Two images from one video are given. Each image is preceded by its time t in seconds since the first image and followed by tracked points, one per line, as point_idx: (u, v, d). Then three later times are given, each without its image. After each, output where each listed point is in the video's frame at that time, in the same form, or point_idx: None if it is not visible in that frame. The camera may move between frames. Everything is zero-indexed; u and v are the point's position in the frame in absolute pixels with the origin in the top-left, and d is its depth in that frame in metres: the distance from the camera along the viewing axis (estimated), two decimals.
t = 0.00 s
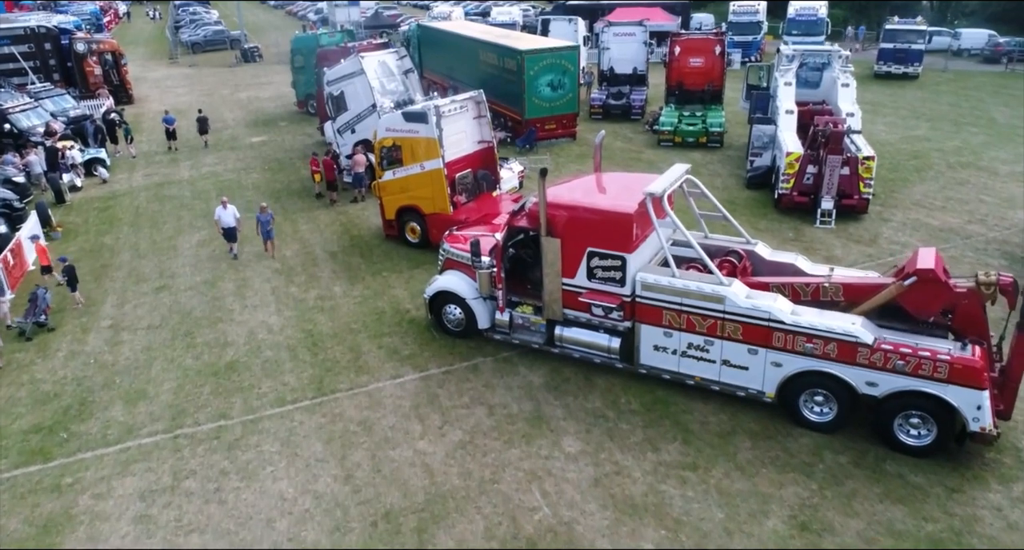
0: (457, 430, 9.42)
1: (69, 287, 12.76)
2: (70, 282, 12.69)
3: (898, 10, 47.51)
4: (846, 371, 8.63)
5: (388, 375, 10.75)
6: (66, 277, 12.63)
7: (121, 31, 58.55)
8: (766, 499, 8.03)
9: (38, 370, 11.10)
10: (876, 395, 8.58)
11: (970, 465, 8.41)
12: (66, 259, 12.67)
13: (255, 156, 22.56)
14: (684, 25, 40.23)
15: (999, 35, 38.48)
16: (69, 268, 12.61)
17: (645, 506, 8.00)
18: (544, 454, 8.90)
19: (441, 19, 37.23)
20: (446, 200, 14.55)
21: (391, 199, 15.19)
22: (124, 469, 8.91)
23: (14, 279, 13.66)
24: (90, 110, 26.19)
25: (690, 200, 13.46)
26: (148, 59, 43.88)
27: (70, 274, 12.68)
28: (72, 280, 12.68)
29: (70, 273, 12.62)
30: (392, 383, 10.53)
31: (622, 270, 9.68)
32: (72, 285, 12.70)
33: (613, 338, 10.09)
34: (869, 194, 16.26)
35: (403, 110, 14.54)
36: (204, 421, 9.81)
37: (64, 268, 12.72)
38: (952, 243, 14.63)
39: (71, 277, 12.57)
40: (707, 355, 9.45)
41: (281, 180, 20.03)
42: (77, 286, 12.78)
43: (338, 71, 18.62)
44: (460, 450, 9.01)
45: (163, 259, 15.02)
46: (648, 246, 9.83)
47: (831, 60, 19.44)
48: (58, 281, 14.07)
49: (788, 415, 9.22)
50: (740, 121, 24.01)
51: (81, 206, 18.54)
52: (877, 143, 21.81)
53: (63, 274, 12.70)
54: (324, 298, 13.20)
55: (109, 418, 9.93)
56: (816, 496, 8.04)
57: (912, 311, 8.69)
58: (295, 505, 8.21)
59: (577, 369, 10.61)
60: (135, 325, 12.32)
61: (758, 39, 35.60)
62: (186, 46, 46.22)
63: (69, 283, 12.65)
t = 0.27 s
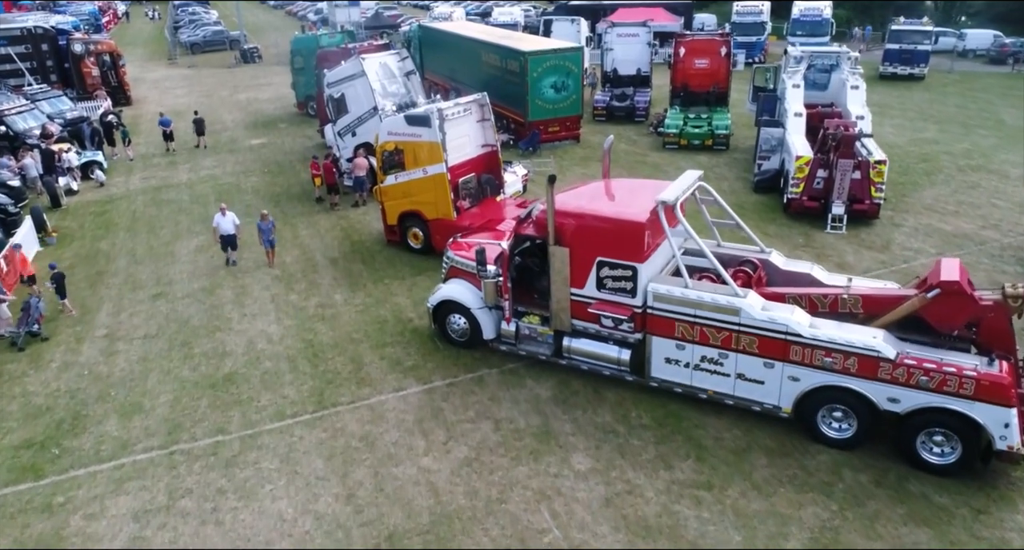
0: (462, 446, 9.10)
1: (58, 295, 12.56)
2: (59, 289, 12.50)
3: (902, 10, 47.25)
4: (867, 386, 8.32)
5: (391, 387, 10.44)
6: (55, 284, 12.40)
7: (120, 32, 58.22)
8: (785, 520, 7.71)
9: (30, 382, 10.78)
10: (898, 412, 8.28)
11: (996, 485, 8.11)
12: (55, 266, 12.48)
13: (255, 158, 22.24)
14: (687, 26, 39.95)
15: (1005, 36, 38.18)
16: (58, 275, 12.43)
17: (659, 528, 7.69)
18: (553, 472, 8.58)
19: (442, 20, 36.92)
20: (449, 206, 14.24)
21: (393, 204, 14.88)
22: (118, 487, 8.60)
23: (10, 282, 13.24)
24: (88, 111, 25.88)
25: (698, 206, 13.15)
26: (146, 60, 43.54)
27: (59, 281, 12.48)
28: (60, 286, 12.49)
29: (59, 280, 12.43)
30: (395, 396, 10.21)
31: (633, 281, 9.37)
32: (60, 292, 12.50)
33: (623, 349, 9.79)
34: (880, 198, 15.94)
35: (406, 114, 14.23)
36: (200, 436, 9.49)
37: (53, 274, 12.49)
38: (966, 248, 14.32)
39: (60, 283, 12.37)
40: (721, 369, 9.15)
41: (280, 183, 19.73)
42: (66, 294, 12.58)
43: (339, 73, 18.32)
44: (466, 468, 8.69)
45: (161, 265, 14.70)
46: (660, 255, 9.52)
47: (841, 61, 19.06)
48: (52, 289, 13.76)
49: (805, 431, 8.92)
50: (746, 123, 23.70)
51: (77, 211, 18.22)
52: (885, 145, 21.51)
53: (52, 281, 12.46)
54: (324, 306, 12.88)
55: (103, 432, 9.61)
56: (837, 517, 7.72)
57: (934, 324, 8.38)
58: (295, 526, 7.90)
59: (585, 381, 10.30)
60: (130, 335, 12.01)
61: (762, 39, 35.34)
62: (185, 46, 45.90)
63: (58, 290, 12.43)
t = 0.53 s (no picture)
0: (469, 462, 8.79)
1: (47, 300, 12.23)
2: (49, 294, 12.17)
3: (906, 11, 46.99)
4: (890, 403, 8.01)
5: (395, 400, 10.13)
6: (44, 290, 12.08)
7: (119, 32, 57.86)
8: (807, 543, 7.40)
9: (23, 395, 10.46)
10: (922, 429, 7.98)
11: None
12: (44, 272, 12.17)
13: (254, 161, 21.93)
14: (690, 27, 39.66)
15: (1010, 36, 37.87)
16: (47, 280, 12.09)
17: None
18: (564, 491, 8.27)
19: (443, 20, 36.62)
20: (453, 211, 13.92)
21: (396, 209, 14.57)
22: (112, 507, 8.29)
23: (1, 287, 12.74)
24: (85, 113, 25.56)
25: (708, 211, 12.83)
26: (145, 61, 43.22)
27: (48, 287, 12.15)
28: (50, 292, 12.18)
29: (49, 286, 12.11)
30: (399, 409, 9.91)
31: (646, 292, 9.06)
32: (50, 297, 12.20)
33: (634, 362, 9.48)
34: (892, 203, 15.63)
35: (409, 117, 13.91)
36: (198, 452, 9.18)
37: (42, 280, 12.17)
38: (982, 255, 14.01)
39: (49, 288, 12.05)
40: (736, 383, 8.84)
41: (280, 187, 19.42)
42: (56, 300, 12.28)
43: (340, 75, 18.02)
44: (473, 486, 8.38)
45: (158, 272, 14.39)
46: (673, 265, 9.21)
47: (850, 63, 18.74)
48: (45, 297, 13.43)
49: (824, 448, 8.61)
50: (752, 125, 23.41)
51: (73, 215, 17.91)
52: (894, 148, 21.20)
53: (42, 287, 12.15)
54: (326, 315, 12.57)
55: (97, 448, 9.30)
56: (861, 539, 7.41)
57: (959, 337, 8.06)
58: None
59: (595, 394, 9.99)
60: (126, 345, 11.70)
61: (766, 40, 35.07)
62: (185, 47, 45.58)
63: (47, 296, 12.12)
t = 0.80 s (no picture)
0: (477, 481, 8.49)
1: (39, 307, 11.89)
2: (40, 300, 11.83)
3: (910, 11, 46.72)
4: (915, 421, 7.71)
5: (399, 414, 9.82)
6: (35, 297, 11.73)
7: (118, 33, 57.55)
8: None
9: (15, 409, 10.15)
10: (948, 448, 7.67)
11: None
12: (34, 278, 11.81)
13: (254, 164, 21.62)
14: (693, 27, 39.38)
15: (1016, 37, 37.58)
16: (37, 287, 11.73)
17: None
18: (575, 511, 7.96)
19: (444, 21, 36.31)
20: (457, 217, 13.60)
21: (398, 215, 14.26)
22: (105, 528, 7.97)
23: None
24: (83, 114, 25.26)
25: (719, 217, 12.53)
26: (145, 62, 42.91)
27: (39, 293, 11.81)
28: (42, 298, 11.84)
29: (39, 293, 11.78)
30: (403, 424, 9.60)
31: (659, 303, 8.75)
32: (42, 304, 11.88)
33: (646, 375, 9.17)
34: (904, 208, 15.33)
35: (412, 121, 13.59)
36: (195, 469, 8.87)
37: (33, 287, 11.82)
38: (998, 261, 13.71)
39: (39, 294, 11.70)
40: (753, 398, 8.54)
41: (281, 190, 19.11)
42: (48, 306, 11.97)
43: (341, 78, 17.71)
44: (481, 507, 8.07)
45: (155, 279, 14.08)
46: (687, 276, 8.90)
47: (859, 64, 18.47)
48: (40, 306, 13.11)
49: (844, 466, 8.31)
50: (758, 127, 23.12)
51: (70, 220, 17.60)
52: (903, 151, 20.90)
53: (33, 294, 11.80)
54: (327, 324, 12.26)
55: (91, 465, 8.99)
56: None
57: (986, 352, 7.75)
58: None
59: (606, 408, 9.69)
60: (122, 355, 11.38)
61: (770, 41, 34.78)
62: (184, 47, 45.27)
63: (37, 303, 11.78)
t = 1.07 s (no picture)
0: (484, 500, 8.19)
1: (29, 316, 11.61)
2: (30, 308, 11.57)
3: (913, 12, 46.47)
4: (940, 440, 7.42)
5: (403, 428, 9.52)
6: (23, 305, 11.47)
7: (116, 33, 57.24)
8: None
9: (8, 423, 9.85)
10: (974, 468, 7.38)
11: None
12: (21, 286, 11.56)
13: (254, 167, 21.33)
14: (696, 28, 39.11)
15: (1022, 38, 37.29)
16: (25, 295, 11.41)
17: None
18: (587, 533, 7.66)
19: (446, 22, 36.05)
20: (462, 223, 13.29)
21: (401, 220, 13.97)
22: None
23: None
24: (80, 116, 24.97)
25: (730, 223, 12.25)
26: (144, 63, 42.59)
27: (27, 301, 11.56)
28: (31, 307, 11.57)
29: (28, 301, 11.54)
30: (407, 439, 9.30)
31: (672, 316, 8.47)
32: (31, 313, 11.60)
33: (658, 390, 8.89)
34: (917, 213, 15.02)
35: (415, 125, 13.26)
36: (193, 487, 8.57)
37: (21, 295, 11.56)
38: (1014, 268, 13.41)
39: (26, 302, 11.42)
40: (770, 415, 8.25)
41: (280, 194, 18.82)
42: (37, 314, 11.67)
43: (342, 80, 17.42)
44: (489, 528, 7.78)
45: (153, 286, 13.79)
46: (700, 288, 8.61)
47: (868, 66, 18.19)
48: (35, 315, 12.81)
49: (865, 485, 8.02)
50: (764, 130, 22.84)
51: (66, 224, 17.31)
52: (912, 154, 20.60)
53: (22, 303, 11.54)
54: (328, 333, 11.97)
55: (85, 483, 8.69)
56: None
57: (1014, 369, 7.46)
58: None
59: (616, 423, 9.39)
60: (118, 367, 11.09)
61: (774, 42, 34.51)
62: (183, 48, 44.94)
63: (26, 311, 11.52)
